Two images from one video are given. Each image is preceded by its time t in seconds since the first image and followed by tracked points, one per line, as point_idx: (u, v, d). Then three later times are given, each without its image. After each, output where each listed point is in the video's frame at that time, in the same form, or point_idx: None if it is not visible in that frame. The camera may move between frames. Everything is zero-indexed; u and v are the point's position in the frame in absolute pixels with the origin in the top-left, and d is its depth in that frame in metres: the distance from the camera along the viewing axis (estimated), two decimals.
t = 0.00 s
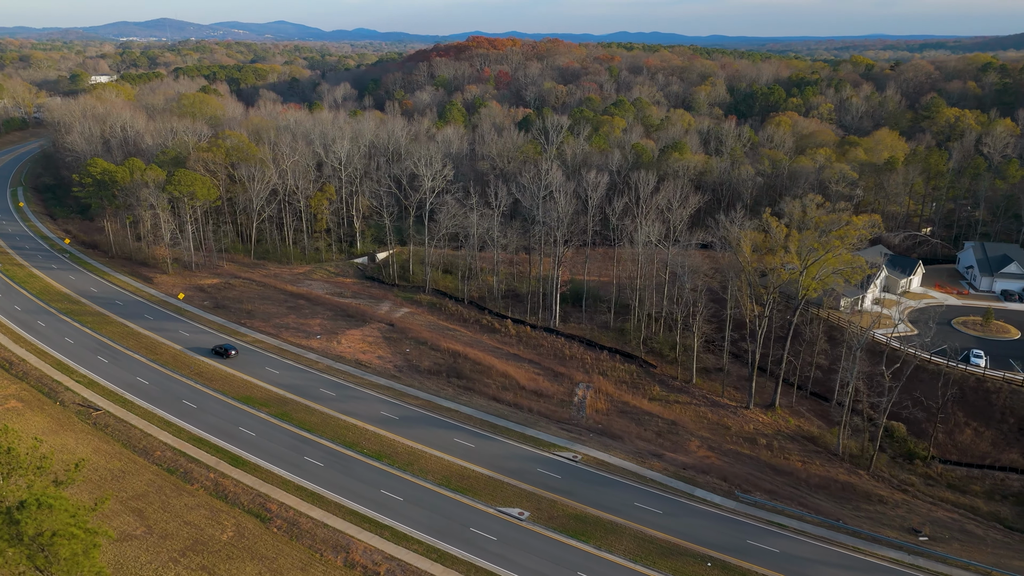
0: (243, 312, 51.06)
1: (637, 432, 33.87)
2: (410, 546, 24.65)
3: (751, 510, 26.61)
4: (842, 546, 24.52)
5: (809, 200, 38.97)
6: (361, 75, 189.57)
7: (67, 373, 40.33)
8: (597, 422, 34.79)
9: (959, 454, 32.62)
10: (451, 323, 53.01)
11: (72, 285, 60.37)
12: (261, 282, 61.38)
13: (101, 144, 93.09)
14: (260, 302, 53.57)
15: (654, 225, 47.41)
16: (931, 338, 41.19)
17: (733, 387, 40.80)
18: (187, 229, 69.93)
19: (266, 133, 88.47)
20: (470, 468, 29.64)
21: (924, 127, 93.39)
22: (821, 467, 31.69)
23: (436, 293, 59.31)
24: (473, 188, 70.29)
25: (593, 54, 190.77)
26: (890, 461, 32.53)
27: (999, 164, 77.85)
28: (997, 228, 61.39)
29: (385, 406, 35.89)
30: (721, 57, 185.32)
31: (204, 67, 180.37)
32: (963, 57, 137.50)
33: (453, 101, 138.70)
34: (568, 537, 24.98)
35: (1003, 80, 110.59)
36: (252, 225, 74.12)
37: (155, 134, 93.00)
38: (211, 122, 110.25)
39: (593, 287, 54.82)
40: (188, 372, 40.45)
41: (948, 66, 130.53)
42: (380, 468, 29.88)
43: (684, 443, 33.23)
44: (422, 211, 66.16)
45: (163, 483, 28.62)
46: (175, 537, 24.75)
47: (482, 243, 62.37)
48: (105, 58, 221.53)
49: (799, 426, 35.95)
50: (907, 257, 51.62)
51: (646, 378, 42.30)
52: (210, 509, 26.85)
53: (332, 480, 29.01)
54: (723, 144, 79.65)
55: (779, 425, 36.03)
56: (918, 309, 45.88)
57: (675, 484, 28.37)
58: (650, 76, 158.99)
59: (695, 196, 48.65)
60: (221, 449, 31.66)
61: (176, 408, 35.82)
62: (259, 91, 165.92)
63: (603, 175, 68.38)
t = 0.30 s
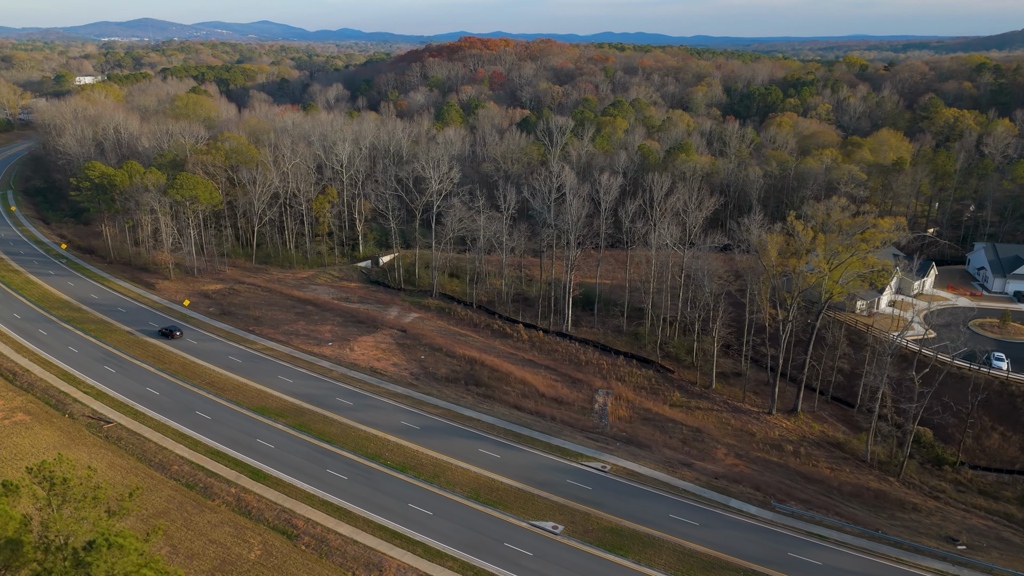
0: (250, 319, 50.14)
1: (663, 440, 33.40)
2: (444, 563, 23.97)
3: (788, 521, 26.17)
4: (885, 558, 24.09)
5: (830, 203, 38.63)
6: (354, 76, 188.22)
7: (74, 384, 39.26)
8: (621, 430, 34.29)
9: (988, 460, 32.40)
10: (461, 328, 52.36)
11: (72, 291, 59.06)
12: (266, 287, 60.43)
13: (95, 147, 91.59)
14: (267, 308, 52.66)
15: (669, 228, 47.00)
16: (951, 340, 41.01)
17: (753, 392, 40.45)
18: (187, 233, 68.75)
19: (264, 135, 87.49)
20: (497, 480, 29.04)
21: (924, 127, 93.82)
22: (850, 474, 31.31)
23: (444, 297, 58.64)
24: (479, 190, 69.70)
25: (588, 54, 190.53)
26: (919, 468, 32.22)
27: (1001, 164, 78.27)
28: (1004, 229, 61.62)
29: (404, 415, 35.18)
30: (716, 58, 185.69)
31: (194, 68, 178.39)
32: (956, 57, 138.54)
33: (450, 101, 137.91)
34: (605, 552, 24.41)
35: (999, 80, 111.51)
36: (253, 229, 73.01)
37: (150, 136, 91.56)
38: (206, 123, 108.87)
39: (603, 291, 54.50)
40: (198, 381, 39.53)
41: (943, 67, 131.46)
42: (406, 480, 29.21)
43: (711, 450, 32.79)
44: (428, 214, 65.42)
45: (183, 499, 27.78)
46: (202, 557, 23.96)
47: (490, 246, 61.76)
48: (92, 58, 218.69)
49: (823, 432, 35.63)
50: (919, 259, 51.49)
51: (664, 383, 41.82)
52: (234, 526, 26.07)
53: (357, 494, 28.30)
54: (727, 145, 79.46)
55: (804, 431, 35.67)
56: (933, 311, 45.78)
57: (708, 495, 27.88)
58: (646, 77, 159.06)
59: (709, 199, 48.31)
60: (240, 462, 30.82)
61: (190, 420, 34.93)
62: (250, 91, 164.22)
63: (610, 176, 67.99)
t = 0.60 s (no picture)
0: (258, 325, 49.31)
1: (687, 447, 32.99)
2: None
3: (824, 531, 25.84)
4: (924, 568, 23.79)
5: (850, 205, 38.30)
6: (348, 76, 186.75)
7: (83, 394, 38.33)
8: (644, 437, 33.84)
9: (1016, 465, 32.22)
10: (472, 332, 51.73)
11: (72, 297, 57.90)
12: (270, 291, 59.54)
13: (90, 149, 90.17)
14: (275, 313, 51.82)
15: (683, 231, 46.62)
16: (969, 342, 40.91)
17: (772, 396, 40.16)
18: (188, 236, 67.66)
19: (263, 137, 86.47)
20: (525, 490, 28.52)
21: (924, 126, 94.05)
22: (877, 480, 31.02)
23: (453, 301, 58.02)
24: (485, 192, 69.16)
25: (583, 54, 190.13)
26: (946, 473, 32.00)
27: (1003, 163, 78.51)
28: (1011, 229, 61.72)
29: (424, 424, 34.57)
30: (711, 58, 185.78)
31: (185, 69, 176.40)
32: (950, 57, 139.30)
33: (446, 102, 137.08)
34: (642, 565, 23.95)
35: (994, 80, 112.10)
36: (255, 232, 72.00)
37: (145, 137, 90.16)
38: (202, 125, 107.53)
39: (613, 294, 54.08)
40: (209, 390, 38.72)
41: (938, 66, 132.05)
42: (432, 491, 28.63)
43: (737, 457, 32.40)
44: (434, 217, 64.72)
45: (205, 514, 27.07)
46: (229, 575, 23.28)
47: (498, 248, 61.18)
48: (77, 58, 215.74)
49: (846, 437, 35.34)
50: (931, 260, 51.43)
51: (682, 388, 41.40)
52: (260, 541, 25.39)
53: (383, 506, 27.66)
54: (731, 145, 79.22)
55: (827, 435, 35.35)
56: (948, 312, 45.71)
57: (740, 504, 27.51)
58: (642, 77, 158.91)
59: (723, 200, 48.02)
60: (260, 474, 30.08)
61: (205, 430, 34.11)
62: (240, 92, 162.49)
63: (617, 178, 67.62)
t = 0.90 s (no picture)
0: (268, 331, 48.46)
1: (716, 454, 32.59)
2: None
3: (864, 540, 25.54)
4: None
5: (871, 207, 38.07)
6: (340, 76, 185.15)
7: (94, 405, 37.35)
8: (671, 444, 33.41)
9: None
10: (485, 336, 51.13)
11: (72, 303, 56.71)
12: (276, 296, 58.63)
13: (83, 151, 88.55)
14: (284, 319, 50.97)
15: (700, 233, 46.24)
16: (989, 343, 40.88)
17: (794, 401, 39.86)
18: (189, 240, 66.54)
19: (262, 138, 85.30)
20: (558, 501, 28.01)
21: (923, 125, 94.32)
22: (909, 485, 30.78)
23: (463, 305, 57.38)
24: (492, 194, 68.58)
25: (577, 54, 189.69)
26: (976, 478, 31.85)
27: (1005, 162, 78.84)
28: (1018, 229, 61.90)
29: (447, 433, 33.93)
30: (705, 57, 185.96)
31: (174, 69, 174.08)
32: (943, 57, 140.20)
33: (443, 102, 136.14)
34: None
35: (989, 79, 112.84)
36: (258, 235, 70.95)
37: (140, 138, 88.62)
38: (197, 126, 105.97)
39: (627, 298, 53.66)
40: (224, 399, 37.86)
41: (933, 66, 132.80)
42: (463, 503, 28.04)
43: (766, 464, 32.06)
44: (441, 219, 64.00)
45: (232, 530, 26.33)
46: None
47: (508, 251, 60.57)
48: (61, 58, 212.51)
49: (872, 441, 35.09)
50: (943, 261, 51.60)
51: (703, 393, 41.02)
52: (291, 558, 24.71)
53: (414, 520, 27.04)
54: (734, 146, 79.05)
55: (852, 440, 35.10)
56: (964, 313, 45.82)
57: (777, 513, 27.15)
58: (638, 76, 158.71)
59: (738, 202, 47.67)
60: (284, 487, 29.34)
61: (223, 442, 33.26)
62: (230, 92, 160.60)
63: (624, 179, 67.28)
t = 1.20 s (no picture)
0: (277, 338, 47.64)
1: (743, 461, 32.19)
2: None
3: (903, 550, 25.21)
4: None
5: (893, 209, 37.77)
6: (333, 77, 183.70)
7: (105, 416, 36.49)
8: (697, 452, 32.99)
9: None
10: (497, 341, 50.57)
11: (74, 310, 55.66)
12: (282, 300, 57.81)
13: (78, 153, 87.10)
14: (293, 325, 50.17)
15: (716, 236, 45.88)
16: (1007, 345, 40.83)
17: (815, 406, 39.59)
18: (191, 244, 65.54)
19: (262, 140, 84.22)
20: (589, 513, 27.54)
21: (923, 125, 94.53)
22: (938, 491, 30.55)
23: (472, 309, 56.80)
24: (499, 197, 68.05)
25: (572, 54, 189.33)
26: (1004, 483, 31.69)
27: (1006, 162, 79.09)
28: None
29: (470, 442, 33.34)
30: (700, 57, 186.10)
31: (165, 69, 172.12)
32: (937, 57, 140.94)
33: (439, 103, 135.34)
34: None
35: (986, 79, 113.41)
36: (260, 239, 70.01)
37: (136, 140, 87.22)
38: (192, 127, 104.58)
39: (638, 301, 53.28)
40: (238, 409, 37.08)
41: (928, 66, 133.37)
42: (492, 515, 27.51)
43: (794, 470, 31.73)
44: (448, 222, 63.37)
45: (258, 546, 25.65)
46: None
47: (516, 254, 60.03)
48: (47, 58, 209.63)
49: (896, 447, 34.85)
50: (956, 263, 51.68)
51: (722, 398, 40.65)
52: None
53: (444, 533, 26.49)
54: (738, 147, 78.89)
55: (877, 445, 34.83)
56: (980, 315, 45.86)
57: (812, 523, 26.79)
58: (634, 77, 158.62)
59: (753, 204, 47.34)
60: (308, 500, 28.67)
61: (241, 454, 32.53)
62: (222, 92, 158.92)
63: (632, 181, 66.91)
